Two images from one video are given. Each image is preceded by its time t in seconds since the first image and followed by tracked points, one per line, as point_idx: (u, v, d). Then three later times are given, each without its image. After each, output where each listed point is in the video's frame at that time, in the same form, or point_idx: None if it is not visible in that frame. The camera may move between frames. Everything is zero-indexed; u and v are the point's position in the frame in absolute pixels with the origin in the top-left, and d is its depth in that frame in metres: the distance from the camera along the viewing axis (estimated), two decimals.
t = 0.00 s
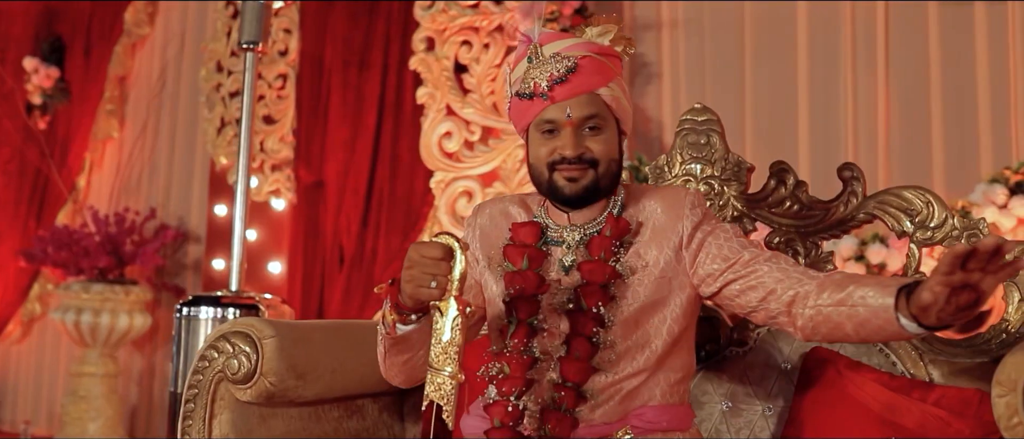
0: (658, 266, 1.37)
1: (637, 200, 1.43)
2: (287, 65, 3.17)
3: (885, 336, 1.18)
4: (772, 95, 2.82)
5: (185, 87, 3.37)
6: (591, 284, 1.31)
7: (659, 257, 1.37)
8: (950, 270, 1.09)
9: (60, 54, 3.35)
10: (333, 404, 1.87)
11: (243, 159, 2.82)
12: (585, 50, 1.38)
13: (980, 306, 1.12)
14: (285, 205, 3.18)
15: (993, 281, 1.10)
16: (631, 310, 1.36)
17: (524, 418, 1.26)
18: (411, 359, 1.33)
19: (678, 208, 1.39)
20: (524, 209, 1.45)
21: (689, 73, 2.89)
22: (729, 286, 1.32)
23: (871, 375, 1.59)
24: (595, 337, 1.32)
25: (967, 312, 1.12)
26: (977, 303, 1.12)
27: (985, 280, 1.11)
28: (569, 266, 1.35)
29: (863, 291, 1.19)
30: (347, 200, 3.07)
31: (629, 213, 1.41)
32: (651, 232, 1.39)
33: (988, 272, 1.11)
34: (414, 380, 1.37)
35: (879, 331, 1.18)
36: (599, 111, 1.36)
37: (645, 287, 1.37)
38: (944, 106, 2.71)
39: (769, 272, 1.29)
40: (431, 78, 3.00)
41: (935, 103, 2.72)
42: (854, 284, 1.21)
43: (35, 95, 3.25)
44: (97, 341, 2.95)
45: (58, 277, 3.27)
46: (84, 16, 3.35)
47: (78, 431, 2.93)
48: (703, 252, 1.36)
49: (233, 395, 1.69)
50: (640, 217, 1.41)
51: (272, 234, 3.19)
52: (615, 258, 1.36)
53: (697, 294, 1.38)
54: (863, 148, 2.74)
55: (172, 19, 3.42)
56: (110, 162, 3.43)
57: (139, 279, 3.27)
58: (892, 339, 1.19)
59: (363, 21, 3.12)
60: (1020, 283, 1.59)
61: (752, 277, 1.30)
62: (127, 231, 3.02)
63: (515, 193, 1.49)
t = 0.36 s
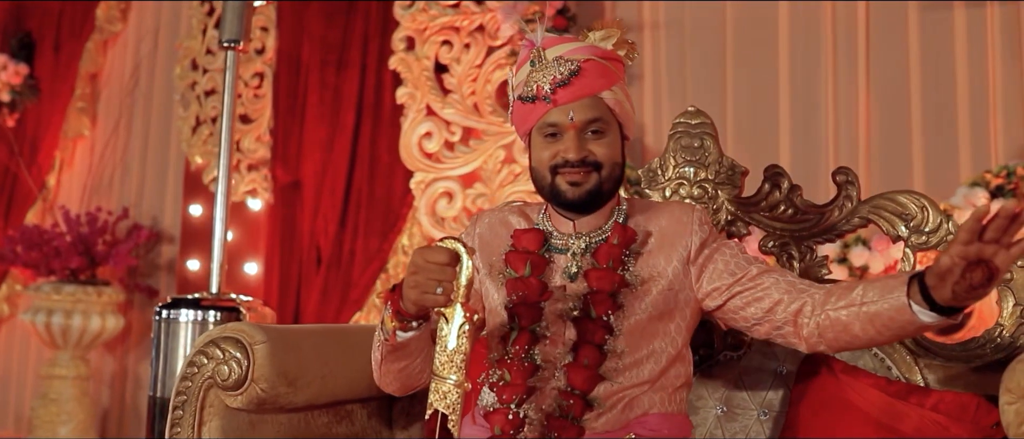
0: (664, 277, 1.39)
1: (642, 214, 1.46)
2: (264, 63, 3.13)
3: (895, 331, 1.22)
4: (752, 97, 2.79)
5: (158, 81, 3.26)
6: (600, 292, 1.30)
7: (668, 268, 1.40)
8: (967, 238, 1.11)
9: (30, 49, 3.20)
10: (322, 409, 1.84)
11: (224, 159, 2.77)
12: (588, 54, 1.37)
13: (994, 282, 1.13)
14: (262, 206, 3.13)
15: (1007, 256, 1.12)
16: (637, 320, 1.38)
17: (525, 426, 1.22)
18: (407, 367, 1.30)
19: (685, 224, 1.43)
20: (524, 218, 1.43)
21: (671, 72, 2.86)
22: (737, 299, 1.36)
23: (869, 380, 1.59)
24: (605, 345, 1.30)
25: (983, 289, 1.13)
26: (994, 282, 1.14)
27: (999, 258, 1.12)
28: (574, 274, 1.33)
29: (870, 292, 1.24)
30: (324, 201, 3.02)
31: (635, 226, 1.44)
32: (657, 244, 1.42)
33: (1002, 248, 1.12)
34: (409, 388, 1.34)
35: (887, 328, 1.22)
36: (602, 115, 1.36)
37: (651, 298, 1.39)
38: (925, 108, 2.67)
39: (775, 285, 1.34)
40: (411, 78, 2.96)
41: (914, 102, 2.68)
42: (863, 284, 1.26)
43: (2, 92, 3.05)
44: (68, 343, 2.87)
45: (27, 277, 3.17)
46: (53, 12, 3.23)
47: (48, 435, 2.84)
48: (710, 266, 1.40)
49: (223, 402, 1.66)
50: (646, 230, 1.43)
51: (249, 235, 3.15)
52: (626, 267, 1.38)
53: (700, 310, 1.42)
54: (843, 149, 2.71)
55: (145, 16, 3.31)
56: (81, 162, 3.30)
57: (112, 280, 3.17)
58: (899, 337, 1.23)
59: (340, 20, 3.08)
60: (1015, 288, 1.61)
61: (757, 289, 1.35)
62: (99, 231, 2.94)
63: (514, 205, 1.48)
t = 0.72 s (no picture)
0: (664, 279, 1.41)
1: (640, 216, 1.48)
2: (236, 61, 3.06)
3: (902, 325, 1.25)
4: (730, 97, 2.76)
5: (126, 77, 3.17)
6: (600, 294, 1.29)
7: (667, 269, 1.42)
8: (966, 242, 1.15)
9: None
10: (307, 414, 1.80)
11: (199, 158, 2.72)
12: (588, 57, 1.37)
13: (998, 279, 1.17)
14: (234, 205, 3.05)
15: (1007, 253, 1.16)
16: (637, 320, 1.39)
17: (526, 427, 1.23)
18: (401, 367, 1.28)
19: (685, 224, 1.44)
20: (521, 218, 1.41)
21: (649, 70, 2.81)
22: (739, 298, 1.38)
23: (859, 384, 1.59)
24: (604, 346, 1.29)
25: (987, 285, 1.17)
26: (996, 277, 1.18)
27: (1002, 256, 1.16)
28: (575, 274, 1.32)
29: (872, 288, 1.27)
30: (297, 200, 2.97)
31: (634, 226, 1.45)
32: (655, 245, 1.44)
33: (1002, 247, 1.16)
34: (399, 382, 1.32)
35: (894, 322, 1.25)
36: (601, 118, 1.35)
37: (650, 299, 1.40)
38: (901, 110, 2.67)
39: (775, 284, 1.37)
40: (387, 77, 2.93)
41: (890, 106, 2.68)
42: (865, 283, 1.29)
43: None
44: (34, 344, 2.80)
45: None
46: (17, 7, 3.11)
47: None
48: (710, 266, 1.42)
49: (207, 408, 1.63)
50: (644, 231, 1.46)
51: (220, 235, 3.06)
52: (625, 267, 1.39)
53: (699, 310, 1.45)
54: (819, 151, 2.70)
55: (113, 11, 3.21)
56: (47, 159, 3.18)
57: (78, 281, 3.07)
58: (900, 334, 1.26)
59: (314, 20, 3.02)
60: (1002, 294, 1.62)
61: (758, 288, 1.37)
62: (65, 230, 2.87)
63: (509, 204, 1.45)
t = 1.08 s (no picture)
0: (663, 284, 1.42)
1: (636, 221, 1.48)
2: (208, 58, 3.02)
3: (896, 324, 1.29)
4: (707, 98, 2.75)
5: (95, 74, 3.09)
6: (601, 298, 1.28)
7: (666, 274, 1.43)
8: (957, 229, 1.19)
9: None
10: (291, 419, 1.77)
11: (175, 156, 2.67)
12: (586, 61, 1.37)
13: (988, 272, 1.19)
14: (206, 204, 3.01)
15: (996, 244, 1.18)
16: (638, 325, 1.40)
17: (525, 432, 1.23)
18: (400, 376, 1.29)
19: (682, 231, 1.46)
20: (517, 224, 1.39)
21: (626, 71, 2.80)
22: (739, 306, 1.42)
23: (849, 388, 1.60)
24: (605, 351, 1.29)
25: (977, 277, 1.20)
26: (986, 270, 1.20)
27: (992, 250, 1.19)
28: (574, 281, 1.31)
29: (868, 290, 1.31)
30: (270, 198, 2.92)
31: (632, 231, 1.46)
32: (654, 250, 1.44)
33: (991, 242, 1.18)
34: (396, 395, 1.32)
35: (888, 322, 1.29)
36: (599, 123, 1.35)
37: (650, 305, 1.41)
38: (877, 113, 2.68)
39: (774, 292, 1.40)
40: (362, 76, 2.89)
41: (866, 106, 2.69)
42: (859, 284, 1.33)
43: None
44: None
45: None
46: None
47: None
48: (707, 274, 1.45)
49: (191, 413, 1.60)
50: (643, 236, 1.46)
51: (190, 234, 3.02)
52: (626, 271, 1.40)
53: (696, 317, 1.47)
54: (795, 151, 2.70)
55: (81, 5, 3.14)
56: (11, 157, 3.11)
57: (44, 280, 3.00)
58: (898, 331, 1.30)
59: (288, 18, 2.97)
60: (990, 297, 1.63)
61: (757, 297, 1.41)
62: (31, 229, 2.81)
63: (503, 209, 1.43)
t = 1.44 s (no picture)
0: (663, 291, 1.42)
1: (630, 227, 1.47)
2: (180, 55, 2.96)
3: (883, 330, 1.32)
4: (685, 99, 2.75)
5: (62, 72, 2.97)
6: (601, 304, 1.30)
7: (665, 283, 1.43)
8: (932, 234, 1.21)
9: None
10: (271, 424, 1.71)
11: (149, 155, 2.61)
12: (581, 61, 1.36)
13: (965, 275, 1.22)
14: (176, 203, 2.96)
15: (972, 248, 1.20)
16: (637, 332, 1.39)
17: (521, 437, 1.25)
18: (391, 382, 1.29)
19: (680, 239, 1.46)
20: (511, 228, 1.40)
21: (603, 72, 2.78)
22: (736, 318, 1.45)
23: (839, 391, 1.59)
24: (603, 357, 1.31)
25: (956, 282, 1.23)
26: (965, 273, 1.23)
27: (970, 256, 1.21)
28: (573, 285, 1.32)
29: (854, 299, 1.35)
30: (241, 197, 2.87)
31: (629, 236, 1.46)
32: (655, 257, 1.44)
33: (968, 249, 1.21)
34: (387, 401, 1.32)
35: (875, 328, 1.33)
36: (593, 123, 1.34)
37: (649, 312, 1.41)
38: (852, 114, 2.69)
39: (768, 306, 1.44)
40: (337, 74, 2.84)
41: (842, 107, 2.70)
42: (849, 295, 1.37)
43: None
44: None
45: None
46: None
47: None
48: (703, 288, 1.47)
49: (172, 419, 1.56)
50: (642, 241, 1.46)
51: (161, 232, 2.98)
52: (624, 278, 1.39)
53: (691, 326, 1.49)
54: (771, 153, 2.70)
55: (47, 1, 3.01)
56: None
57: (7, 280, 2.89)
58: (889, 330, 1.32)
59: (261, 13, 2.91)
60: (977, 300, 1.64)
61: (753, 310, 1.44)
62: None
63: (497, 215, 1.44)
